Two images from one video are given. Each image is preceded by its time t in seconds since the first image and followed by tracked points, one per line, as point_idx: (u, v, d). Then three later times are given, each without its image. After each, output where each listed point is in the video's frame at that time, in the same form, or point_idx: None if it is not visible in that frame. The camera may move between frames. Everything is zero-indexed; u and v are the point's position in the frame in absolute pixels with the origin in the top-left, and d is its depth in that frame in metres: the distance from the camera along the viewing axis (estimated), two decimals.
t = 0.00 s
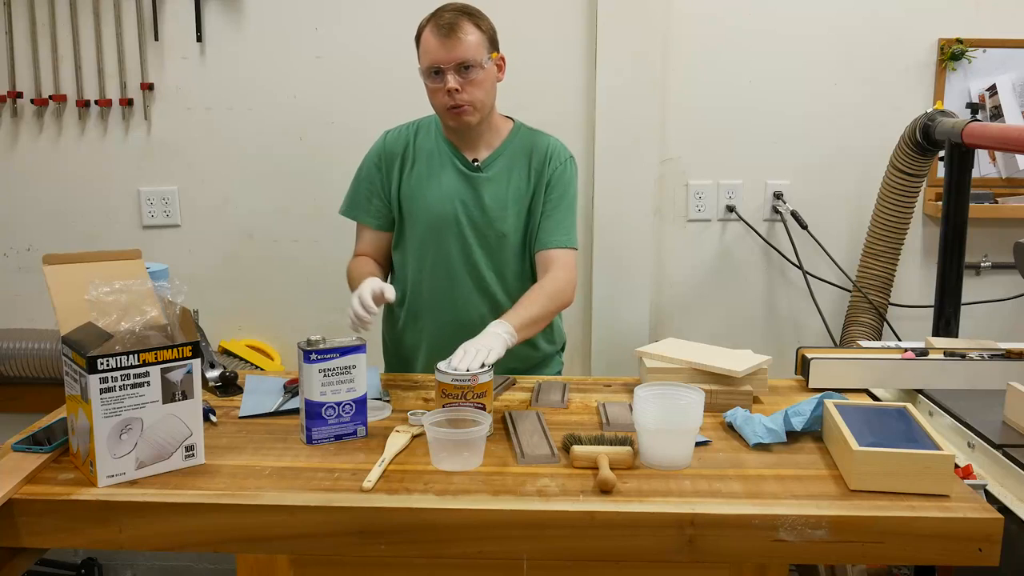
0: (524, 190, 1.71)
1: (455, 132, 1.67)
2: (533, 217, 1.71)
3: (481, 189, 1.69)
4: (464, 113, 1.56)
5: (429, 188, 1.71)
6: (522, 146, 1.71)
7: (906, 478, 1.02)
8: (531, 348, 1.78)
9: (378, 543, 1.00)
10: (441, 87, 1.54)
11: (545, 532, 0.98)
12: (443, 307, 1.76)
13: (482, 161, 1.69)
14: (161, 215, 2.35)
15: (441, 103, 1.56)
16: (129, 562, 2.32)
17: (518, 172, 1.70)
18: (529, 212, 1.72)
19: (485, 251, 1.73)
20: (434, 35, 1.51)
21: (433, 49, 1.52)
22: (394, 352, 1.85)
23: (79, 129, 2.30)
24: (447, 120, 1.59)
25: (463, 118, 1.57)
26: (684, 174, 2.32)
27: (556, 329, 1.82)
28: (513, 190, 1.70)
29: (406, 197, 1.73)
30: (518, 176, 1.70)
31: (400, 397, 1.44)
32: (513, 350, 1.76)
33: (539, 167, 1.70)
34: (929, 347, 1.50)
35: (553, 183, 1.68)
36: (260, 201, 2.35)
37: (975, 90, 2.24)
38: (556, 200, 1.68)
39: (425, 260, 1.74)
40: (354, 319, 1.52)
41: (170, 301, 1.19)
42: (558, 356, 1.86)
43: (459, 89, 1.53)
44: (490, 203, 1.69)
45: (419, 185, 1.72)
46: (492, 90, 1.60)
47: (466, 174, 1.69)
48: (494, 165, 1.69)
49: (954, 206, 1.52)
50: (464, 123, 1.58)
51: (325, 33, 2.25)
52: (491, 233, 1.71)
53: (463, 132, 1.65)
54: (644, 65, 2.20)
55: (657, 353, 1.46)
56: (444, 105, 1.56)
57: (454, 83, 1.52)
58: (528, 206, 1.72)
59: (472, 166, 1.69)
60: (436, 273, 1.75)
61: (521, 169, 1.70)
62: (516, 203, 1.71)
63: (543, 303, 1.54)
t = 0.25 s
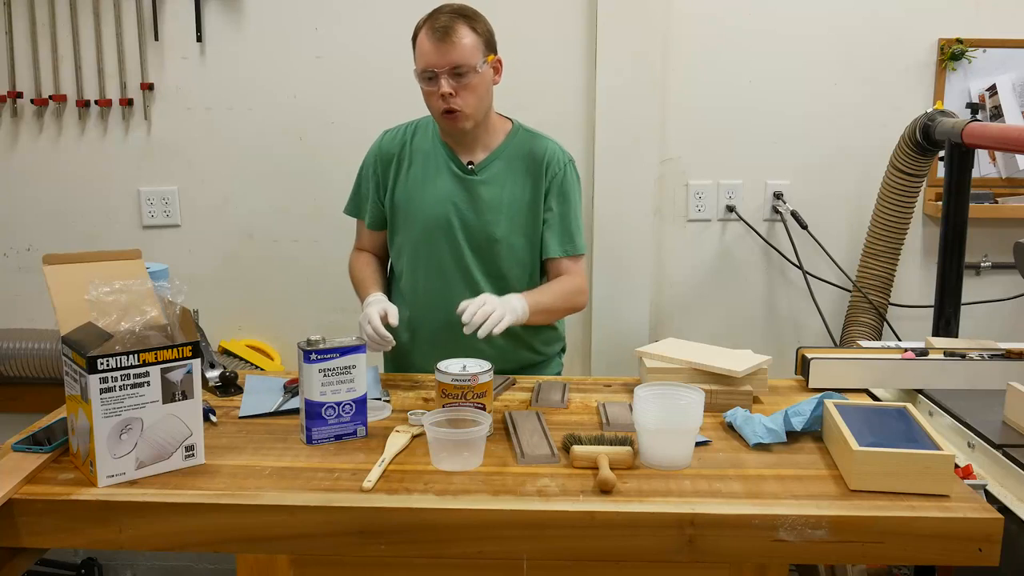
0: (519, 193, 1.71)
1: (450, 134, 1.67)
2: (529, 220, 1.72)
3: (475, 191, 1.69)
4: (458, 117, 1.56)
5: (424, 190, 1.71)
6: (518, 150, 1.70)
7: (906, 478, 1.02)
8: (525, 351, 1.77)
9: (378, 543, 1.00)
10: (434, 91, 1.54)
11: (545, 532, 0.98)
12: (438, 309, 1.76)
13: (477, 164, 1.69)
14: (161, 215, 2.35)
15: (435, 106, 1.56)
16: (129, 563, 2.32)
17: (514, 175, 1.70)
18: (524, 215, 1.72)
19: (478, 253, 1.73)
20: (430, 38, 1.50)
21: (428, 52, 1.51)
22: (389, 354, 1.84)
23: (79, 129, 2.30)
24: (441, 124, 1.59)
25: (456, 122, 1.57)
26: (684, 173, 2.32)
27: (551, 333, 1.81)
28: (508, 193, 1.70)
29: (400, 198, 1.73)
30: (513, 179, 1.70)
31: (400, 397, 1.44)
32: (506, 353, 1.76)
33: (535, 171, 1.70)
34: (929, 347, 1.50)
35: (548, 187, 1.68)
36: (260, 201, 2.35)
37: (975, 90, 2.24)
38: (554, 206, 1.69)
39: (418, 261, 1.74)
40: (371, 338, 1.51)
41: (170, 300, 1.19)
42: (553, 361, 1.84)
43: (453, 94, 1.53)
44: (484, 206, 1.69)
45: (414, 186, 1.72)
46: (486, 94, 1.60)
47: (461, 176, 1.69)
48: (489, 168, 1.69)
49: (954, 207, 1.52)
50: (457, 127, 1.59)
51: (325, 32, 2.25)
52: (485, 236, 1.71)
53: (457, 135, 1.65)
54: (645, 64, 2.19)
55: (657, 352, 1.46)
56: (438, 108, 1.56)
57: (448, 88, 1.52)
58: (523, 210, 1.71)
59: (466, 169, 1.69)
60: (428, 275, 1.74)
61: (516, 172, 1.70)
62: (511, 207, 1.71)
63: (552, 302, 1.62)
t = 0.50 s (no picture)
0: (522, 197, 1.71)
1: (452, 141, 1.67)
2: (532, 223, 1.73)
3: (478, 195, 1.69)
4: (459, 133, 1.57)
5: (426, 193, 1.70)
6: (521, 154, 1.70)
7: (906, 479, 1.02)
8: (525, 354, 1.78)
9: (378, 543, 1.00)
10: (434, 107, 1.54)
11: (545, 532, 0.98)
12: (436, 312, 1.75)
13: (480, 167, 1.69)
14: (161, 215, 2.35)
15: (436, 121, 1.56)
16: (129, 563, 2.32)
17: (517, 179, 1.70)
18: (527, 219, 1.72)
19: (479, 258, 1.73)
20: (430, 54, 1.48)
21: (428, 69, 1.49)
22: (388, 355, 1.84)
23: (79, 129, 2.30)
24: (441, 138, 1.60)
25: (458, 137, 1.58)
26: (684, 174, 2.32)
27: (550, 336, 1.82)
28: (511, 197, 1.70)
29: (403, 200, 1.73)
30: (516, 183, 1.70)
31: (400, 397, 1.44)
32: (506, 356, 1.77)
33: (538, 175, 1.71)
34: (929, 347, 1.50)
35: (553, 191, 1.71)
36: (261, 201, 2.35)
37: (975, 90, 2.24)
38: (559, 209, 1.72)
39: (419, 264, 1.74)
40: (369, 341, 1.50)
41: (169, 300, 1.19)
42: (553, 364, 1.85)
43: (454, 112, 1.53)
44: (487, 210, 1.69)
45: (416, 189, 1.71)
46: (488, 106, 1.60)
47: (464, 179, 1.69)
48: (492, 172, 1.69)
49: (954, 206, 1.52)
50: (458, 141, 1.60)
51: (325, 32, 2.25)
52: (487, 240, 1.71)
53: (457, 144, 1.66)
54: (645, 65, 2.20)
55: (657, 352, 1.46)
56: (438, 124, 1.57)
57: (449, 107, 1.52)
58: (526, 213, 1.72)
59: (469, 172, 1.69)
60: (430, 278, 1.74)
61: (520, 176, 1.71)
62: (514, 211, 1.71)
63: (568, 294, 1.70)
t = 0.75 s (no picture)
0: (534, 198, 1.73)
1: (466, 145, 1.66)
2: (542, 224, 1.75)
3: (493, 197, 1.69)
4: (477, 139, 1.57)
5: (440, 196, 1.69)
6: (533, 155, 1.71)
7: (906, 479, 1.02)
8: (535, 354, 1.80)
9: (378, 543, 1.00)
10: (455, 113, 1.53)
11: (545, 532, 0.98)
12: (448, 315, 1.75)
13: (492, 169, 1.69)
14: (161, 215, 2.35)
15: (456, 127, 1.56)
16: (129, 562, 2.32)
17: (529, 180, 1.72)
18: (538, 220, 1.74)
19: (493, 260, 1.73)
20: (452, 60, 1.47)
21: (450, 75, 1.48)
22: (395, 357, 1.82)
23: (79, 129, 2.30)
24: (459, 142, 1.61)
25: (476, 143, 1.58)
26: (684, 174, 2.32)
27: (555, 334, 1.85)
28: (524, 198, 1.71)
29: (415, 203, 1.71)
30: (529, 184, 1.72)
31: (400, 397, 1.44)
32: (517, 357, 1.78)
33: (549, 176, 1.73)
34: (929, 347, 1.50)
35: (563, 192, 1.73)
36: (261, 201, 2.35)
37: (975, 90, 2.24)
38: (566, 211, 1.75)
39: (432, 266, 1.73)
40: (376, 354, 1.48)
41: (169, 300, 1.19)
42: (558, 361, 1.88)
43: (475, 119, 1.53)
44: (501, 212, 1.70)
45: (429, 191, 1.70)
46: (506, 111, 1.60)
47: (478, 181, 1.69)
48: (506, 173, 1.69)
49: (954, 206, 1.52)
50: (476, 146, 1.60)
51: (324, 32, 2.25)
52: (501, 242, 1.71)
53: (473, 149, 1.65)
54: (645, 65, 2.20)
55: (657, 352, 1.46)
56: (457, 129, 1.56)
57: (471, 114, 1.51)
58: (538, 215, 1.74)
59: (483, 174, 1.69)
60: (443, 280, 1.73)
61: (532, 178, 1.72)
62: (527, 212, 1.72)
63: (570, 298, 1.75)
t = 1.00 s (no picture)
0: (548, 199, 1.73)
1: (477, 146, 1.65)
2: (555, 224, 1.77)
3: (511, 198, 1.68)
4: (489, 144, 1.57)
5: (458, 196, 1.68)
6: (548, 156, 1.72)
7: (906, 479, 1.02)
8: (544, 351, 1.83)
9: (378, 543, 1.00)
10: (469, 118, 1.52)
11: (545, 532, 0.98)
12: (463, 314, 1.75)
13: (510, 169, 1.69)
14: (161, 215, 2.35)
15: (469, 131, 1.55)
16: (130, 562, 2.32)
17: (545, 180, 1.72)
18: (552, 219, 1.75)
19: (509, 260, 1.73)
20: (472, 66, 1.45)
21: (468, 80, 1.47)
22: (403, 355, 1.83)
23: (79, 129, 2.30)
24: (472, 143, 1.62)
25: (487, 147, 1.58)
26: (684, 174, 2.32)
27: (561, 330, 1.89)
28: (540, 199, 1.72)
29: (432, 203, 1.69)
30: (545, 185, 1.72)
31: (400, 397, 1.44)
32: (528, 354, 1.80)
33: (563, 176, 1.74)
34: (929, 347, 1.50)
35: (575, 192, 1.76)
36: (261, 201, 2.34)
37: (975, 90, 2.24)
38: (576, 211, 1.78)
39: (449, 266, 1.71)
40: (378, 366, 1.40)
41: (170, 300, 1.19)
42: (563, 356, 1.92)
43: (488, 126, 1.52)
44: (519, 212, 1.69)
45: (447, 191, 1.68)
46: (520, 117, 1.59)
47: (496, 182, 1.68)
48: (523, 174, 1.69)
49: (954, 206, 1.52)
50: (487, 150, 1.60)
51: (324, 32, 2.25)
52: (518, 242, 1.71)
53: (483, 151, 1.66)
54: (644, 65, 2.20)
55: (657, 352, 1.46)
56: (471, 134, 1.57)
57: (485, 121, 1.51)
58: (552, 215, 1.75)
59: (501, 174, 1.68)
60: (460, 280, 1.72)
61: (547, 178, 1.72)
62: (542, 213, 1.73)
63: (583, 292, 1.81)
